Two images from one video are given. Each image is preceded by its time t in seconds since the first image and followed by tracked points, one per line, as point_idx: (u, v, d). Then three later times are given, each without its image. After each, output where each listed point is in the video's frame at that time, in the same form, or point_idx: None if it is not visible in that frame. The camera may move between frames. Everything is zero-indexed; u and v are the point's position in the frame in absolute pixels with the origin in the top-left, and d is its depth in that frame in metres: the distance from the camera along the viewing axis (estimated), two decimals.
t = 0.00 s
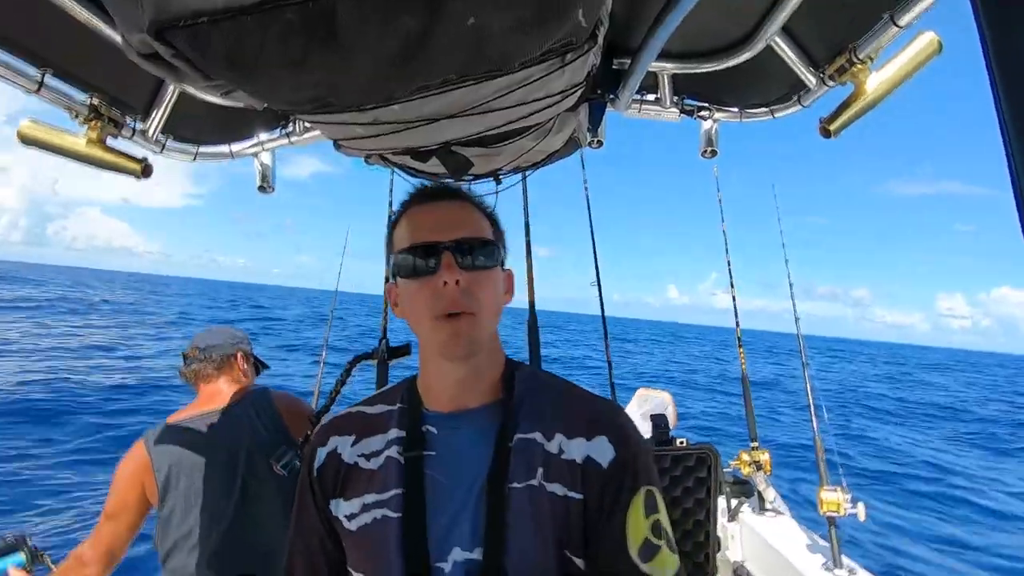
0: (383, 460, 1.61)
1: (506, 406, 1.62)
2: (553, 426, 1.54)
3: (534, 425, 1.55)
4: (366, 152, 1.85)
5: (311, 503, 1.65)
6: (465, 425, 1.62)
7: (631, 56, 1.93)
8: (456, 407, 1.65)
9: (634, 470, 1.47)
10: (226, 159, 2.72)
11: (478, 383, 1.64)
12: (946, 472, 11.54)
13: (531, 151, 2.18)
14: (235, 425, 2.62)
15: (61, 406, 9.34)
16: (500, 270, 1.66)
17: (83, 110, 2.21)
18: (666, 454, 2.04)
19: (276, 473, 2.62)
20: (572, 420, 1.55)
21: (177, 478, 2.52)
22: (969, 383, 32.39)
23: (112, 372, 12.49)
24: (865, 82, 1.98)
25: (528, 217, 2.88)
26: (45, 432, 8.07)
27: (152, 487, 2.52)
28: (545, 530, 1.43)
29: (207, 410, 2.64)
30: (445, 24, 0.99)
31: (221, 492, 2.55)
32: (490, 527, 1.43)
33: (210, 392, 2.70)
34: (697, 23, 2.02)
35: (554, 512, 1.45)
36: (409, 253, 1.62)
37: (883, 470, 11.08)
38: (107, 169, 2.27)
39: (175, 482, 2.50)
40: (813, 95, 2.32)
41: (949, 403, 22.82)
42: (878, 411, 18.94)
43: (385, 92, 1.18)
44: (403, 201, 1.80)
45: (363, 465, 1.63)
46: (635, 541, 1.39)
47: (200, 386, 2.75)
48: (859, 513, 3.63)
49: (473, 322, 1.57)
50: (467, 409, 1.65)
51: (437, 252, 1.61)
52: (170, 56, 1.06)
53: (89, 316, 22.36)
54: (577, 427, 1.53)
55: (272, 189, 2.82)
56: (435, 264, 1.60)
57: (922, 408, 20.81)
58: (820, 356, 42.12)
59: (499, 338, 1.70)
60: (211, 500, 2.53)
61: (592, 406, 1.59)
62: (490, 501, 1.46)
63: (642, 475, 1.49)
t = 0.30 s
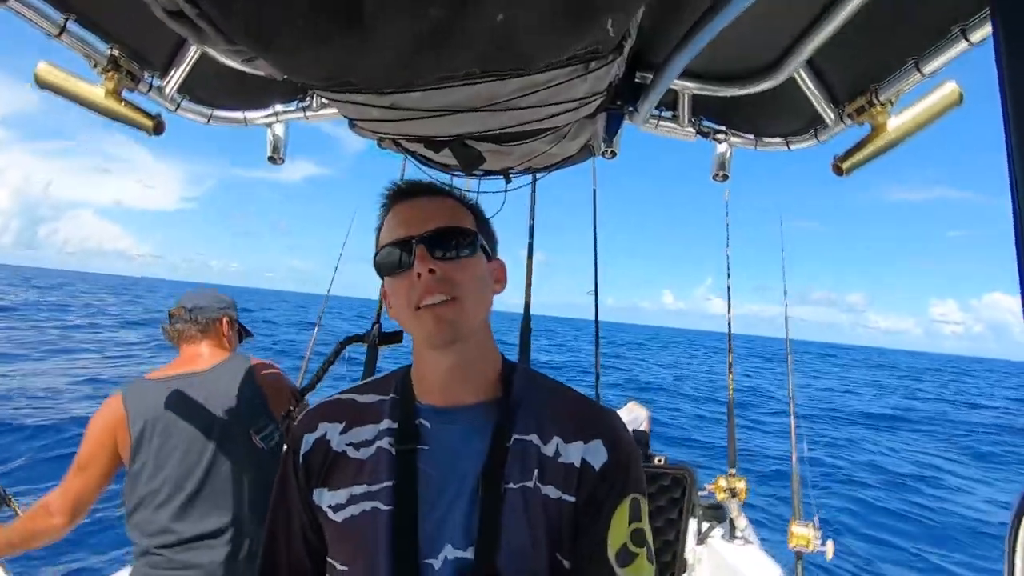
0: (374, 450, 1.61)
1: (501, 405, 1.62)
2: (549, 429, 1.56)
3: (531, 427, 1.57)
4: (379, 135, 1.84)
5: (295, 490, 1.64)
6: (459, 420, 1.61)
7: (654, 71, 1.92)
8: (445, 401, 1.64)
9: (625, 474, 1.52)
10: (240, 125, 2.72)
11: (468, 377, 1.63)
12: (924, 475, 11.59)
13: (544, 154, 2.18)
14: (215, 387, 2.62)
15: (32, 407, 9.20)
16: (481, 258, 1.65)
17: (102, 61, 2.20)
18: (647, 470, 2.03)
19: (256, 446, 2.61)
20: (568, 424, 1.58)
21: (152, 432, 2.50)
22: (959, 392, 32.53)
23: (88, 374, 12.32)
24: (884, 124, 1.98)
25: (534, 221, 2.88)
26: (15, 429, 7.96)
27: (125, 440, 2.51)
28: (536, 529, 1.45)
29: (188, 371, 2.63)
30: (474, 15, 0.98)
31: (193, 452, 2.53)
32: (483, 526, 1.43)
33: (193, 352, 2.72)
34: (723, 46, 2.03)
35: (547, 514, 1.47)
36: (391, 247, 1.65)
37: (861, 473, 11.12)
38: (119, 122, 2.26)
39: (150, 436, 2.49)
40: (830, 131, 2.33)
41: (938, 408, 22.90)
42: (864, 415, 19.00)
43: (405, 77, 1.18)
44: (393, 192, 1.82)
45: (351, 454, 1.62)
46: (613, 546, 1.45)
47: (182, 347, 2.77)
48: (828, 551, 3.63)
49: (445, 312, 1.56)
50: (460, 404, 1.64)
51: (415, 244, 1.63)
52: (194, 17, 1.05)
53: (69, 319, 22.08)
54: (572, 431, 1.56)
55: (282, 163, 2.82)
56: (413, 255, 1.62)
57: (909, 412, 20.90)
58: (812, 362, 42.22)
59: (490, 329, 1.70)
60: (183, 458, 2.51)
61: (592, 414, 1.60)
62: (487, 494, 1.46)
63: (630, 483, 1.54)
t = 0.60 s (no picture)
0: (368, 458, 1.61)
1: (504, 425, 1.63)
2: (552, 457, 1.59)
3: (534, 453, 1.59)
4: (388, 137, 1.85)
5: (279, 493, 1.61)
6: (461, 434, 1.63)
7: (665, 96, 1.94)
8: (453, 417, 1.65)
9: (626, 508, 1.56)
10: (250, 115, 2.74)
11: (478, 392, 1.65)
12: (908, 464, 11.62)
13: (550, 169, 2.19)
14: (194, 373, 2.57)
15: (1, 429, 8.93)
16: (498, 272, 1.65)
17: (118, 40, 2.22)
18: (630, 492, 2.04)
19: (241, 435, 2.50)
20: (572, 453, 1.61)
21: (127, 415, 2.49)
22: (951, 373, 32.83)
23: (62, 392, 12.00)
24: (887, 168, 2.01)
25: (537, 235, 2.89)
26: None
27: (99, 420, 2.50)
28: (534, 560, 1.46)
29: (169, 354, 2.60)
30: (493, 26, 0.99)
31: (166, 438, 2.49)
32: (479, 551, 1.42)
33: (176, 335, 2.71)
34: (735, 78, 2.05)
35: (544, 544, 1.48)
36: (408, 254, 1.63)
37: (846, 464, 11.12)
38: (130, 104, 2.26)
39: (125, 419, 2.48)
40: (833, 170, 2.36)
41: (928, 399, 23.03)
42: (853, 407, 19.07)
43: (418, 81, 1.19)
44: (409, 193, 1.81)
45: (343, 460, 1.61)
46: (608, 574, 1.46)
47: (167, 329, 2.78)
48: None
49: (460, 329, 1.57)
50: (462, 420, 1.64)
51: (432, 255, 1.62)
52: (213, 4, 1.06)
53: (47, 338, 21.56)
54: (576, 461, 1.59)
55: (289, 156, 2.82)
56: (429, 266, 1.61)
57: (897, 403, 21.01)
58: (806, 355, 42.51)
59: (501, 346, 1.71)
60: (154, 445, 2.47)
61: (595, 440, 1.66)
62: (485, 521, 1.45)
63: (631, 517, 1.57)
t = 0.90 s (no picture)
0: (377, 483, 1.59)
1: (521, 453, 1.63)
2: (567, 491, 1.60)
3: (551, 486, 1.60)
4: (387, 154, 1.86)
5: (282, 517, 1.59)
6: (473, 462, 1.60)
7: (661, 114, 1.96)
8: (471, 444, 1.62)
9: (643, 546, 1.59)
10: (247, 131, 2.75)
11: (499, 421, 1.63)
12: (901, 443, 11.61)
13: (547, 185, 2.21)
14: (192, 390, 2.53)
15: None
16: (530, 300, 1.63)
17: (118, 56, 2.23)
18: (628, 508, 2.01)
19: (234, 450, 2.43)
20: (587, 487, 1.62)
21: (123, 434, 2.46)
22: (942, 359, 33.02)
23: (51, 411, 11.85)
24: (881, 185, 2.03)
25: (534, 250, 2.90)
26: None
27: (95, 438, 2.47)
28: None
29: (168, 371, 2.56)
30: (490, 44, 1.00)
31: (162, 457, 2.46)
32: None
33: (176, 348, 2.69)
34: (729, 96, 2.07)
35: None
36: (440, 274, 1.60)
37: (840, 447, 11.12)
38: (129, 119, 2.27)
39: (121, 437, 2.45)
40: (827, 186, 2.38)
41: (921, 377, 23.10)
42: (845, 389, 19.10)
43: (416, 98, 1.20)
44: (438, 207, 1.77)
45: (351, 484, 1.59)
46: None
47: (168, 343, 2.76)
48: None
49: (490, 359, 1.55)
50: (480, 448, 1.62)
51: (464, 279, 1.59)
52: (214, 21, 1.07)
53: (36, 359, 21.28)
54: (593, 497, 1.61)
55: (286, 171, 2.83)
56: (461, 291, 1.58)
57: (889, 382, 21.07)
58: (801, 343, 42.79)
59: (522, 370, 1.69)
60: (151, 464, 2.44)
61: (611, 469, 1.70)
62: (499, 559, 1.44)
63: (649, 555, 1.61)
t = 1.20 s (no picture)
0: (394, 497, 1.59)
1: (534, 461, 1.62)
2: (584, 498, 1.60)
3: (567, 493, 1.60)
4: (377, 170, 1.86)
5: (301, 533, 1.59)
6: (485, 471, 1.59)
7: (646, 113, 1.97)
8: (484, 455, 1.60)
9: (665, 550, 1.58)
10: (236, 157, 2.74)
11: (512, 435, 1.61)
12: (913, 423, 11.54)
13: (539, 191, 2.21)
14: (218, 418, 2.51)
15: None
16: (541, 314, 1.62)
17: (102, 91, 2.23)
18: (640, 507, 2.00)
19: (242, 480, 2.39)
20: (602, 493, 1.62)
21: (151, 464, 2.45)
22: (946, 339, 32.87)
23: (57, 423, 11.85)
24: (870, 168, 2.03)
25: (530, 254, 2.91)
26: None
27: (125, 469, 2.47)
28: None
29: (194, 401, 2.56)
30: (472, 55, 1.01)
31: (189, 487, 2.45)
32: None
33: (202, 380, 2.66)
34: (713, 90, 2.08)
35: None
36: (450, 290, 1.60)
37: (851, 430, 11.08)
38: (117, 153, 2.27)
39: (149, 468, 2.45)
40: (816, 174, 2.39)
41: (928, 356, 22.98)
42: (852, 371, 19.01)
43: (401, 113, 1.20)
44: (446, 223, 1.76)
45: (368, 499, 1.60)
46: None
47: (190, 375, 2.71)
48: None
49: (502, 376, 1.54)
50: (493, 459, 1.60)
51: (476, 295, 1.59)
52: (197, 51, 1.08)
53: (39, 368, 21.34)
54: (610, 503, 1.61)
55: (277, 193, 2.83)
56: (473, 308, 1.58)
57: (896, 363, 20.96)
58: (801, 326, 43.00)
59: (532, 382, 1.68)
60: (178, 494, 2.43)
61: (622, 473, 1.69)
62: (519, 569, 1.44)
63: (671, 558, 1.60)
